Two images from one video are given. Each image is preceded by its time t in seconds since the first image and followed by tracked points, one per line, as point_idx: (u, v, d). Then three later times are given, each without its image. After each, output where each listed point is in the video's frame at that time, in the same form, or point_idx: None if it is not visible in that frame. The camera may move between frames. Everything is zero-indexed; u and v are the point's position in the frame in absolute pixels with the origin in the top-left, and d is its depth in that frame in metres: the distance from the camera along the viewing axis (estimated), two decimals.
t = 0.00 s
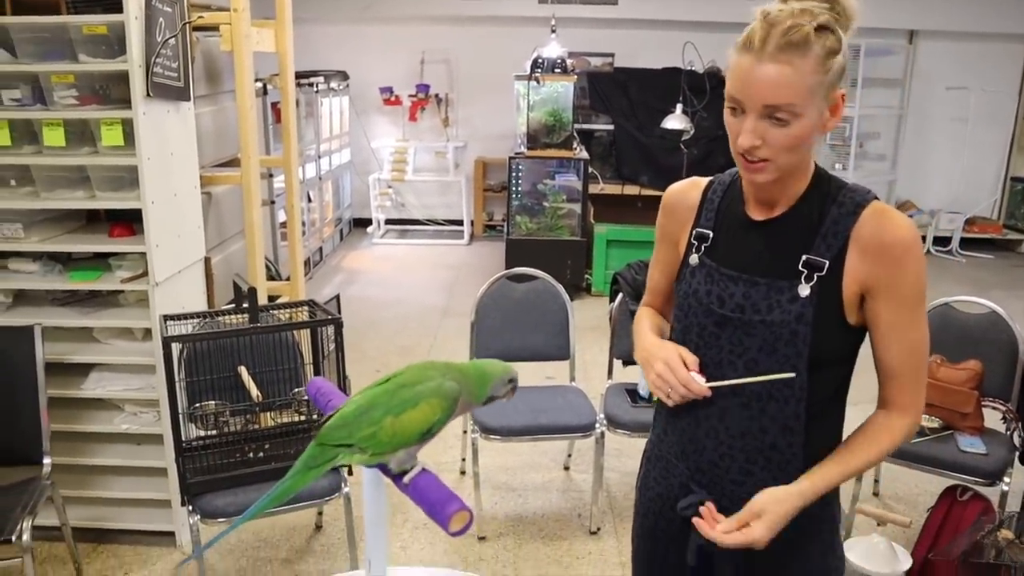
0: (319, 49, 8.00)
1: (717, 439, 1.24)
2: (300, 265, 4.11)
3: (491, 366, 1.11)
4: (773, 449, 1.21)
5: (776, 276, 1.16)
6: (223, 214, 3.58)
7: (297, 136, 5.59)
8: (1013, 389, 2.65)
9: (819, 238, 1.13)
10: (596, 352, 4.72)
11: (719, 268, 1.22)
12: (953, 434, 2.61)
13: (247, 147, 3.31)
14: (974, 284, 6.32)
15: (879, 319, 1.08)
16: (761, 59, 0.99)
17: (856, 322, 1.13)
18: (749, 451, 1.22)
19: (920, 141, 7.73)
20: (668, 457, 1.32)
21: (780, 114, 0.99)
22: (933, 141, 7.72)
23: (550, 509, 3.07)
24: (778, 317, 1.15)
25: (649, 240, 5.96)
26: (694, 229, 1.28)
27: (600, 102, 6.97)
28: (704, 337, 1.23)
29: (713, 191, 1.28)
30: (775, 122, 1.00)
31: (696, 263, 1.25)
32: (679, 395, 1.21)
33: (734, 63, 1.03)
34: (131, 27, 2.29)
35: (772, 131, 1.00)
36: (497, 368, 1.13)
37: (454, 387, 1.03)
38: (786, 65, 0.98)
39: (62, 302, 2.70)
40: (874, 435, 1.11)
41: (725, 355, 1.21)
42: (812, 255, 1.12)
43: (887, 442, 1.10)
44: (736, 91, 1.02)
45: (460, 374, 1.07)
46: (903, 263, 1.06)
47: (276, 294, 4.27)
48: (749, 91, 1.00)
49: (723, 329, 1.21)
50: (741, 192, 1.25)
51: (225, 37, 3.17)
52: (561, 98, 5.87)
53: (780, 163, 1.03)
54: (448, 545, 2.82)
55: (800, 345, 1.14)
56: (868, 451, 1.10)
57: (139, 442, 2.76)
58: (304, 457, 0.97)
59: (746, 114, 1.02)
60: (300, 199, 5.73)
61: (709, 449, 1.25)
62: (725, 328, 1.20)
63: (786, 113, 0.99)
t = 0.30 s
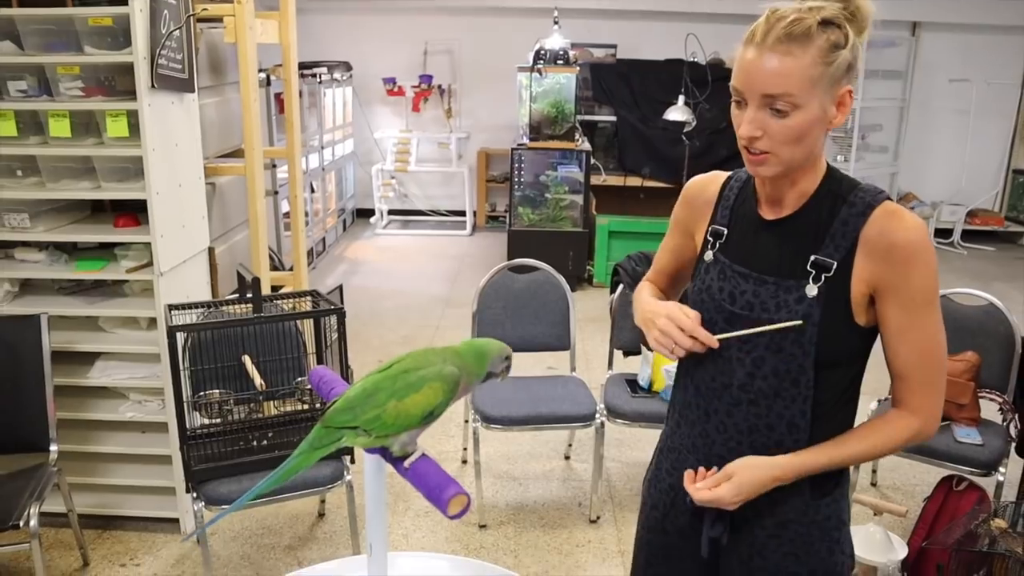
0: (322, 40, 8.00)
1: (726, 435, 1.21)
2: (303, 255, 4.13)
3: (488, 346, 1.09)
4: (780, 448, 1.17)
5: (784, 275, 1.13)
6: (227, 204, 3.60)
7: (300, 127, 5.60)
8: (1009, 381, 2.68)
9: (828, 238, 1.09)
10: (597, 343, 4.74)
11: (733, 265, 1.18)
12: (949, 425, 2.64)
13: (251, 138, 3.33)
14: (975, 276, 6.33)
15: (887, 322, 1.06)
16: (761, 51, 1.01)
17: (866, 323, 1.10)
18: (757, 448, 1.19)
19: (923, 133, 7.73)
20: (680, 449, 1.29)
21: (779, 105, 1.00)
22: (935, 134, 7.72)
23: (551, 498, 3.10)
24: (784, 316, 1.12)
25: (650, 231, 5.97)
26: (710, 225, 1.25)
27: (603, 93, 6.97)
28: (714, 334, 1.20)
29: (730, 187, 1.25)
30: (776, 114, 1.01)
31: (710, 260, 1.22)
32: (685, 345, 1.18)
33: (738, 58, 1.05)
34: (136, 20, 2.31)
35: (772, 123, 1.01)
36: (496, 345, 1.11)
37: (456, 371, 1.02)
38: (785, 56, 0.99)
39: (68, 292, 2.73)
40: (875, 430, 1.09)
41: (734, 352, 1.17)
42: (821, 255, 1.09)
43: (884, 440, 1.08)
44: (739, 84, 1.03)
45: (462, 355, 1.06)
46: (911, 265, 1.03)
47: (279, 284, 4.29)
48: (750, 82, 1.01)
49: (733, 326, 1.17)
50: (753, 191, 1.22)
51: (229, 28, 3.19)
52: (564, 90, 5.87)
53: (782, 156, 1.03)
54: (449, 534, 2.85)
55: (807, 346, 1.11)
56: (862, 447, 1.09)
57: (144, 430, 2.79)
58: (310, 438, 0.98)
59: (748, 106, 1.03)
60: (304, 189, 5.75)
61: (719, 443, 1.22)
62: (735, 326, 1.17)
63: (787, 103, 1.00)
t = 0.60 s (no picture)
0: (326, 34, 8.01)
1: (721, 427, 1.21)
2: (307, 249, 4.15)
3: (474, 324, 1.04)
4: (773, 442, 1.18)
5: (778, 270, 1.13)
6: (232, 198, 3.63)
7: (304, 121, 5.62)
8: (1009, 375, 2.69)
9: (822, 235, 1.09)
10: (599, 336, 4.76)
11: (730, 257, 1.19)
12: (948, 419, 2.66)
13: (256, 133, 3.34)
14: (979, 270, 6.32)
15: (879, 320, 1.06)
16: (758, 43, 1.02)
17: (860, 320, 1.10)
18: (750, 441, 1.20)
19: (927, 128, 7.71)
20: (678, 439, 1.30)
21: (773, 96, 1.01)
22: (940, 128, 7.71)
23: (552, 490, 3.12)
24: (777, 311, 1.11)
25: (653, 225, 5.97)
26: (711, 217, 1.26)
27: (607, 87, 6.97)
28: (710, 326, 1.20)
29: (733, 180, 1.25)
30: (769, 105, 1.02)
31: (709, 252, 1.23)
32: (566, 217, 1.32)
33: (735, 51, 1.06)
34: (141, 16, 2.33)
35: (765, 114, 1.02)
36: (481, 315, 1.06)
37: (450, 356, 1.02)
38: (781, 48, 1.00)
39: (75, 285, 2.76)
40: (866, 424, 1.10)
41: (729, 345, 1.17)
42: (813, 252, 1.09)
43: (875, 436, 1.09)
44: (735, 76, 1.05)
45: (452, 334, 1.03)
46: (904, 265, 1.02)
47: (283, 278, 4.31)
48: (745, 75, 1.03)
49: (728, 319, 1.17)
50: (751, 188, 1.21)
51: (233, 24, 3.20)
52: (568, 84, 5.88)
53: (776, 147, 1.04)
54: (451, 525, 2.88)
55: (799, 341, 1.11)
56: (850, 438, 1.10)
57: (149, 422, 2.83)
58: (311, 432, 1.00)
59: (743, 97, 1.04)
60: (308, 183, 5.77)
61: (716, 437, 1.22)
62: (730, 319, 1.17)
63: (780, 94, 1.01)
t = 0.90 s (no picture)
0: (329, 30, 8.01)
1: (696, 425, 1.20)
2: (309, 245, 4.16)
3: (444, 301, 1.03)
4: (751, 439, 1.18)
5: (760, 265, 1.12)
6: (234, 195, 3.65)
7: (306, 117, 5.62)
8: (1007, 371, 2.70)
9: (805, 231, 1.09)
10: (600, 332, 4.78)
11: (706, 252, 1.18)
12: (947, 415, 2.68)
13: (257, 128, 3.35)
14: (980, 265, 6.32)
15: (859, 315, 1.08)
16: (738, 39, 1.02)
17: (838, 316, 1.11)
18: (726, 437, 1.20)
19: (929, 122, 7.71)
20: (644, 439, 1.28)
21: (752, 91, 1.02)
22: (942, 123, 7.70)
23: (552, 485, 3.14)
24: (760, 307, 1.11)
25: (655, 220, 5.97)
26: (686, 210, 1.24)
27: (609, 82, 6.97)
28: (687, 322, 1.19)
29: (710, 174, 1.24)
30: (747, 100, 1.02)
31: (684, 245, 1.22)
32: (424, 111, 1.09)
33: (716, 46, 1.06)
34: (143, 13, 2.34)
35: (743, 109, 1.02)
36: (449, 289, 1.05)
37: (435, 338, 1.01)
38: (761, 43, 1.01)
39: (79, 281, 2.77)
40: (845, 415, 1.13)
41: (707, 341, 1.17)
42: (797, 248, 1.09)
43: (854, 427, 1.12)
44: (714, 71, 1.05)
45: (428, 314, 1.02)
46: (884, 262, 1.04)
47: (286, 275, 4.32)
48: (724, 69, 1.03)
49: (706, 315, 1.16)
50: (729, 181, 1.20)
51: (235, 20, 3.21)
52: (569, 79, 5.87)
53: (753, 141, 1.04)
54: (452, 520, 2.90)
55: (781, 337, 1.11)
56: (831, 430, 1.12)
57: (152, 417, 2.85)
58: (313, 437, 0.99)
59: (722, 92, 1.05)
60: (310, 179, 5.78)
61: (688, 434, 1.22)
62: (708, 315, 1.16)
63: (757, 89, 1.01)
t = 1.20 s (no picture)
0: (336, 46, 8.08)
1: (680, 450, 1.18)
2: (314, 261, 4.18)
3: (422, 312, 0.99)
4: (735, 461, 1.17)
5: (746, 288, 1.11)
6: (239, 211, 3.67)
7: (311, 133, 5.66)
8: (1010, 388, 2.71)
9: (789, 254, 1.09)
10: (604, 347, 4.78)
11: (688, 276, 1.15)
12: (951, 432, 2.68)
13: (262, 145, 3.38)
14: (985, 280, 6.31)
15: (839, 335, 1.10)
16: (721, 62, 1.03)
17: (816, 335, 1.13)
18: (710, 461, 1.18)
19: (933, 137, 7.72)
20: (624, 465, 1.24)
21: (734, 114, 1.03)
22: (946, 137, 7.72)
23: (555, 501, 3.14)
24: (747, 331, 1.10)
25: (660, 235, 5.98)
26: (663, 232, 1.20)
27: (613, 98, 7.01)
28: (669, 347, 1.16)
29: (687, 196, 1.20)
30: (730, 123, 1.03)
31: (664, 269, 1.18)
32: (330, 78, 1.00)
33: (698, 70, 1.07)
34: (149, 32, 2.37)
35: (725, 132, 1.03)
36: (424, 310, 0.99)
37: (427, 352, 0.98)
38: (743, 67, 1.02)
39: (84, 297, 2.80)
40: (825, 431, 1.16)
41: (692, 366, 1.14)
42: (782, 271, 1.09)
43: (836, 439, 1.15)
44: (696, 94, 1.06)
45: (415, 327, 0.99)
46: (865, 282, 1.07)
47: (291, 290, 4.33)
48: (707, 92, 1.04)
49: (690, 340, 1.14)
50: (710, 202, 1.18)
51: (240, 39, 3.26)
52: (573, 95, 5.91)
53: (735, 164, 1.04)
54: (455, 536, 2.90)
55: (769, 360, 1.10)
56: (815, 446, 1.15)
57: (157, 433, 2.86)
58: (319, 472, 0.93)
59: (705, 114, 1.05)
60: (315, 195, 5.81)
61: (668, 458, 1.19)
62: (693, 340, 1.14)
63: (739, 112, 1.02)
